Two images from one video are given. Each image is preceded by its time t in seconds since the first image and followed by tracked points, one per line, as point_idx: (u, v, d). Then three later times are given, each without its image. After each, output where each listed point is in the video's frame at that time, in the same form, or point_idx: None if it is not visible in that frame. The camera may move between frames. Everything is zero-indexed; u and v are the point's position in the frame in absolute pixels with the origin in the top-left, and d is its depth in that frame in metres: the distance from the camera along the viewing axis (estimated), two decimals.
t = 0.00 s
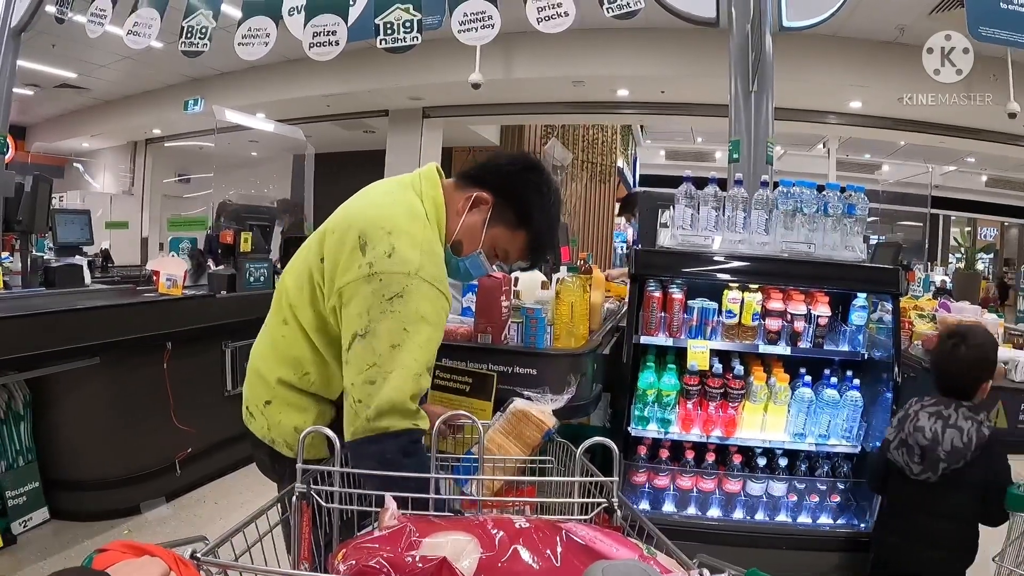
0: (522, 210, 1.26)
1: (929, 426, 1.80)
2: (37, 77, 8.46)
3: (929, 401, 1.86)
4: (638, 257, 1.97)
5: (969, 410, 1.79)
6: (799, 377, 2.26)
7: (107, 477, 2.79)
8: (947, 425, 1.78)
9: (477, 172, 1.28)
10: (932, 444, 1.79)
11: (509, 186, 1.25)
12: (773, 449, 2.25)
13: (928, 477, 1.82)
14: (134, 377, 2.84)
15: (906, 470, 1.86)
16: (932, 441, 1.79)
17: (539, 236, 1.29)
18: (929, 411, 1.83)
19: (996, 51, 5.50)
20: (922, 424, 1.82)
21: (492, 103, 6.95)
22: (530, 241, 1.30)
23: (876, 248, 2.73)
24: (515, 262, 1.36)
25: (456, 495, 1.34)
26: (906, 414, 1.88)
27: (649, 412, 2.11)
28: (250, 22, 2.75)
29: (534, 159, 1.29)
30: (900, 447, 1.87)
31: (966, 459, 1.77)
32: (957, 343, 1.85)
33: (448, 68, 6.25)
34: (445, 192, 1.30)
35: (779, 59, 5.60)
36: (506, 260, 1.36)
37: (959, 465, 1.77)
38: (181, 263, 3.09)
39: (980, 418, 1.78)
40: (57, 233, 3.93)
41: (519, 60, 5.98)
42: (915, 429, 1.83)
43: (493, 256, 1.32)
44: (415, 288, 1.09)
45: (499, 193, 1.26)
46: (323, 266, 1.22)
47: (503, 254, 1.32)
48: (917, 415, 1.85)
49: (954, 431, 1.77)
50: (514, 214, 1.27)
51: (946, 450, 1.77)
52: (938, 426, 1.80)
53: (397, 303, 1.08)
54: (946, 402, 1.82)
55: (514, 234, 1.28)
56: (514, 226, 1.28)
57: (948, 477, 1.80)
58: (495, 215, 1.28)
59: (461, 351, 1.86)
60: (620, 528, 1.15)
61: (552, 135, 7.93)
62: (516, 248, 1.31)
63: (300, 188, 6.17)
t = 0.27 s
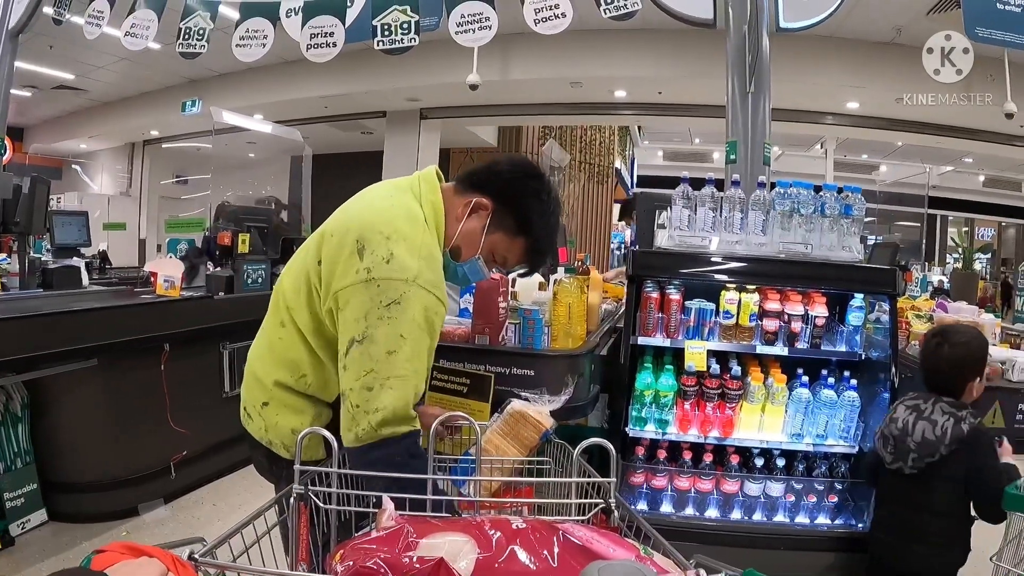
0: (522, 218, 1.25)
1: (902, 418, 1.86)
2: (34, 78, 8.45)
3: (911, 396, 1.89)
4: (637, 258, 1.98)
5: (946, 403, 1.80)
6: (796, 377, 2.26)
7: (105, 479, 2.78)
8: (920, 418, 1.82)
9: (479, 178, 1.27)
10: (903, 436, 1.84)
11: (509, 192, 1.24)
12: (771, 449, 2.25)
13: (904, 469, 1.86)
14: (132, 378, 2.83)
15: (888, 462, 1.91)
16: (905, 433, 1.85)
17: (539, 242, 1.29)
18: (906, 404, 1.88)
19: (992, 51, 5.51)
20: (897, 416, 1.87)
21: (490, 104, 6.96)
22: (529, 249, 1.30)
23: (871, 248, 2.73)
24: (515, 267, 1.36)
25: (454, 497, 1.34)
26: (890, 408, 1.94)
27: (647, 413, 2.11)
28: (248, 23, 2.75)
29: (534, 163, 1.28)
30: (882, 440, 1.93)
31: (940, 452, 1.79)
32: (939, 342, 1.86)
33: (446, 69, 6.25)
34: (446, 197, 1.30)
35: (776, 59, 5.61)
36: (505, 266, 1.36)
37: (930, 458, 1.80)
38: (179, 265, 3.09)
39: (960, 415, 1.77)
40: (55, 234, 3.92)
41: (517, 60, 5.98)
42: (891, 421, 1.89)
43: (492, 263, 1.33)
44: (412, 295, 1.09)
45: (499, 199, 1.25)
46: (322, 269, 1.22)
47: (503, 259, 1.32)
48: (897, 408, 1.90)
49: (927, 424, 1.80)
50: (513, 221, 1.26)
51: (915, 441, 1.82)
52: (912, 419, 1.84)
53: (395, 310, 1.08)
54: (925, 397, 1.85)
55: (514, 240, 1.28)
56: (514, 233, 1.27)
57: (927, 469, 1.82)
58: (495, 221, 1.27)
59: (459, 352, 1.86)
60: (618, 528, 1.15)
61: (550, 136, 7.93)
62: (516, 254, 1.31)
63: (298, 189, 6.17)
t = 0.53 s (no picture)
0: (520, 213, 1.25)
1: (915, 412, 1.86)
2: (32, 77, 8.43)
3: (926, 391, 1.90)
4: (636, 253, 1.97)
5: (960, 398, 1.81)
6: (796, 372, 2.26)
7: (106, 478, 2.79)
8: (933, 411, 1.82)
9: (476, 173, 1.27)
10: (915, 429, 1.85)
11: (506, 189, 1.24)
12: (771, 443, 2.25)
13: (918, 463, 1.86)
14: (132, 376, 2.83)
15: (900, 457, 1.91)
16: (917, 426, 1.85)
17: (537, 237, 1.28)
18: (919, 399, 1.88)
19: (992, 45, 5.50)
20: (911, 410, 1.88)
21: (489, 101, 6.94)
22: (528, 245, 1.30)
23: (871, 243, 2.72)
24: (513, 263, 1.36)
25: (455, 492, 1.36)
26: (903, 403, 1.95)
27: (647, 408, 2.12)
28: (245, 20, 2.74)
29: (531, 159, 1.28)
30: (895, 434, 1.94)
31: (954, 446, 1.78)
32: (952, 343, 1.90)
33: (444, 65, 6.24)
34: (443, 195, 1.30)
35: (775, 54, 5.60)
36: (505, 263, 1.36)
37: (944, 452, 1.80)
38: (178, 263, 3.08)
39: (974, 409, 1.78)
40: (54, 233, 3.92)
41: (515, 56, 5.96)
42: (904, 415, 1.90)
43: (491, 260, 1.32)
44: (418, 302, 1.11)
45: (496, 195, 1.25)
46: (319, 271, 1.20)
47: (501, 255, 1.32)
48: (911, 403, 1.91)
49: (939, 417, 1.81)
50: (511, 217, 1.26)
51: (927, 435, 1.82)
52: (925, 413, 1.85)
53: (401, 315, 1.10)
54: (939, 391, 1.86)
55: (511, 236, 1.28)
56: (511, 228, 1.27)
57: (940, 463, 1.82)
58: (492, 218, 1.27)
59: (459, 347, 1.86)
60: (618, 523, 1.15)
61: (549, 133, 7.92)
62: (514, 250, 1.31)
63: (296, 187, 6.16)
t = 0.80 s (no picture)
0: (516, 215, 1.25)
1: (925, 410, 1.93)
2: (26, 78, 8.41)
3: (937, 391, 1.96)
4: (631, 253, 1.97)
5: (968, 397, 1.86)
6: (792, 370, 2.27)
7: (103, 479, 2.78)
8: (941, 410, 1.89)
9: (472, 175, 1.27)
10: (924, 427, 1.91)
11: (501, 192, 1.24)
12: (767, 442, 2.25)
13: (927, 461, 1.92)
14: (128, 378, 2.83)
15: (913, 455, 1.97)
16: (926, 425, 1.91)
17: (533, 239, 1.29)
18: (931, 399, 1.94)
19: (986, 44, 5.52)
20: (922, 410, 1.94)
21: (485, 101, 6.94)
22: (524, 247, 1.29)
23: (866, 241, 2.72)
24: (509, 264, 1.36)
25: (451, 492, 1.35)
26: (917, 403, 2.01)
27: (643, 407, 2.12)
28: (241, 20, 2.73)
29: (524, 161, 1.28)
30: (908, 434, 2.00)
31: (960, 443, 1.83)
32: (966, 342, 1.93)
33: (440, 66, 6.24)
34: (438, 197, 1.30)
35: (770, 54, 5.61)
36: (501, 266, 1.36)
37: (953, 450, 1.85)
38: (174, 264, 3.08)
39: (982, 407, 1.82)
40: (49, 234, 3.91)
41: (511, 56, 5.97)
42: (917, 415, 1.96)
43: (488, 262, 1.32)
44: (417, 306, 1.13)
45: (491, 198, 1.24)
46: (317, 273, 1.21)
47: (497, 257, 1.32)
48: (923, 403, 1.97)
49: (947, 415, 1.87)
50: (506, 219, 1.26)
51: (936, 433, 1.87)
52: (934, 411, 1.91)
53: (400, 319, 1.11)
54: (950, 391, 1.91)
55: (507, 238, 1.28)
56: (508, 231, 1.27)
57: (949, 461, 1.88)
58: (488, 221, 1.27)
59: (455, 347, 1.86)
60: (614, 521, 1.15)
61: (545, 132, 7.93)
62: (510, 251, 1.31)
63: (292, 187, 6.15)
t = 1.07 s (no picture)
0: (506, 189, 1.27)
1: (944, 405, 1.94)
2: (22, 80, 8.38)
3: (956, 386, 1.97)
4: (626, 252, 1.98)
5: (987, 392, 1.87)
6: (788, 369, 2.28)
7: (101, 482, 2.78)
8: (961, 404, 1.89)
9: (454, 158, 1.27)
10: (943, 422, 1.92)
11: (489, 169, 1.25)
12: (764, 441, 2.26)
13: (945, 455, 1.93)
14: (125, 380, 2.82)
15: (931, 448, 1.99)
16: (944, 418, 1.92)
17: (523, 209, 1.30)
18: (950, 393, 1.95)
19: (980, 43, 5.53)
20: (942, 405, 1.95)
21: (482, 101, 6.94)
22: (517, 218, 1.32)
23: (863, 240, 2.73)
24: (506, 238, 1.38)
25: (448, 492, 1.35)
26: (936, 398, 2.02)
27: (640, 406, 2.13)
28: (236, 22, 2.73)
29: (507, 138, 1.29)
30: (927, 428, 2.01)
31: (979, 436, 1.85)
32: (985, 340, 1.95)
33: (437, 66, 6.24)
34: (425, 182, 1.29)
35: (766, 53, 5.62)
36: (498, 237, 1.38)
37: (971, 444, 1.86)
38: (171, 266, 3.07)
39: (1001, 403, 1.84)
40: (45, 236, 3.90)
41: (507, 57, 5.97)
42: (936, 409, 1.97)
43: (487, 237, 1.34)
44: (387, 264, 1.10)
45: (481, 177, 1.25)
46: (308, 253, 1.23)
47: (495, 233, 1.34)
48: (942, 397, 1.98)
49: (966, 409, 1.88)
50: (498, 194, 1.27)
51: (954, 427, 1.88)
52: (953, 406, 1.92)
53: (371, 279, 1.09)
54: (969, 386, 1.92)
55: (502, 212, 1.29)
56: (501, 206, 1.29)
57: (967, 455, 1.89)
58: (482, 200, 1.28)
59: (452, 348, 1.86)
60: (611, 522, 1.15)
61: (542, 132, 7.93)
62: (506, 225, 1.32)
63: (289, 189, 6.15)
